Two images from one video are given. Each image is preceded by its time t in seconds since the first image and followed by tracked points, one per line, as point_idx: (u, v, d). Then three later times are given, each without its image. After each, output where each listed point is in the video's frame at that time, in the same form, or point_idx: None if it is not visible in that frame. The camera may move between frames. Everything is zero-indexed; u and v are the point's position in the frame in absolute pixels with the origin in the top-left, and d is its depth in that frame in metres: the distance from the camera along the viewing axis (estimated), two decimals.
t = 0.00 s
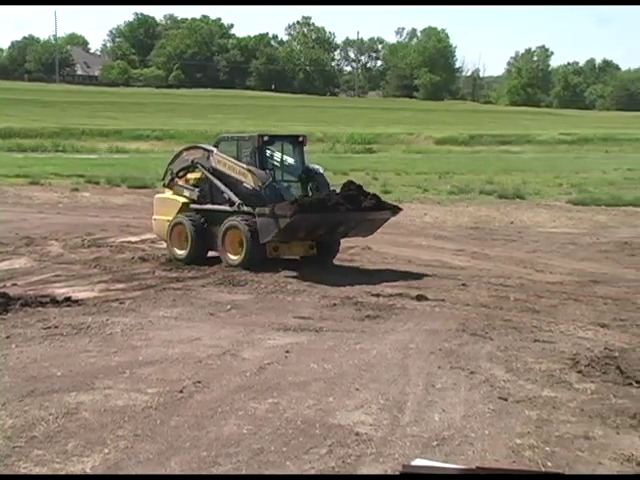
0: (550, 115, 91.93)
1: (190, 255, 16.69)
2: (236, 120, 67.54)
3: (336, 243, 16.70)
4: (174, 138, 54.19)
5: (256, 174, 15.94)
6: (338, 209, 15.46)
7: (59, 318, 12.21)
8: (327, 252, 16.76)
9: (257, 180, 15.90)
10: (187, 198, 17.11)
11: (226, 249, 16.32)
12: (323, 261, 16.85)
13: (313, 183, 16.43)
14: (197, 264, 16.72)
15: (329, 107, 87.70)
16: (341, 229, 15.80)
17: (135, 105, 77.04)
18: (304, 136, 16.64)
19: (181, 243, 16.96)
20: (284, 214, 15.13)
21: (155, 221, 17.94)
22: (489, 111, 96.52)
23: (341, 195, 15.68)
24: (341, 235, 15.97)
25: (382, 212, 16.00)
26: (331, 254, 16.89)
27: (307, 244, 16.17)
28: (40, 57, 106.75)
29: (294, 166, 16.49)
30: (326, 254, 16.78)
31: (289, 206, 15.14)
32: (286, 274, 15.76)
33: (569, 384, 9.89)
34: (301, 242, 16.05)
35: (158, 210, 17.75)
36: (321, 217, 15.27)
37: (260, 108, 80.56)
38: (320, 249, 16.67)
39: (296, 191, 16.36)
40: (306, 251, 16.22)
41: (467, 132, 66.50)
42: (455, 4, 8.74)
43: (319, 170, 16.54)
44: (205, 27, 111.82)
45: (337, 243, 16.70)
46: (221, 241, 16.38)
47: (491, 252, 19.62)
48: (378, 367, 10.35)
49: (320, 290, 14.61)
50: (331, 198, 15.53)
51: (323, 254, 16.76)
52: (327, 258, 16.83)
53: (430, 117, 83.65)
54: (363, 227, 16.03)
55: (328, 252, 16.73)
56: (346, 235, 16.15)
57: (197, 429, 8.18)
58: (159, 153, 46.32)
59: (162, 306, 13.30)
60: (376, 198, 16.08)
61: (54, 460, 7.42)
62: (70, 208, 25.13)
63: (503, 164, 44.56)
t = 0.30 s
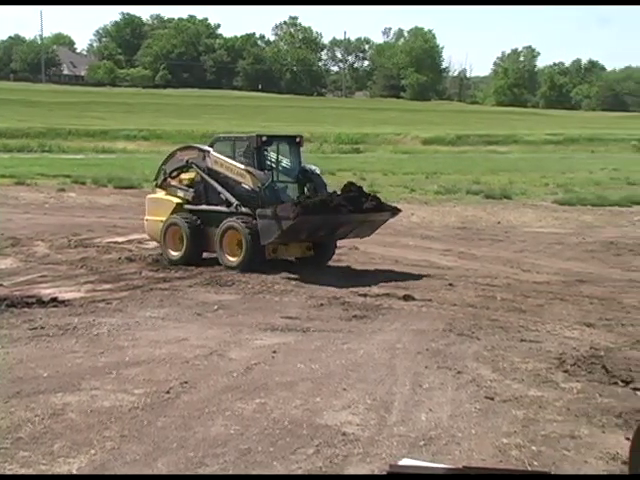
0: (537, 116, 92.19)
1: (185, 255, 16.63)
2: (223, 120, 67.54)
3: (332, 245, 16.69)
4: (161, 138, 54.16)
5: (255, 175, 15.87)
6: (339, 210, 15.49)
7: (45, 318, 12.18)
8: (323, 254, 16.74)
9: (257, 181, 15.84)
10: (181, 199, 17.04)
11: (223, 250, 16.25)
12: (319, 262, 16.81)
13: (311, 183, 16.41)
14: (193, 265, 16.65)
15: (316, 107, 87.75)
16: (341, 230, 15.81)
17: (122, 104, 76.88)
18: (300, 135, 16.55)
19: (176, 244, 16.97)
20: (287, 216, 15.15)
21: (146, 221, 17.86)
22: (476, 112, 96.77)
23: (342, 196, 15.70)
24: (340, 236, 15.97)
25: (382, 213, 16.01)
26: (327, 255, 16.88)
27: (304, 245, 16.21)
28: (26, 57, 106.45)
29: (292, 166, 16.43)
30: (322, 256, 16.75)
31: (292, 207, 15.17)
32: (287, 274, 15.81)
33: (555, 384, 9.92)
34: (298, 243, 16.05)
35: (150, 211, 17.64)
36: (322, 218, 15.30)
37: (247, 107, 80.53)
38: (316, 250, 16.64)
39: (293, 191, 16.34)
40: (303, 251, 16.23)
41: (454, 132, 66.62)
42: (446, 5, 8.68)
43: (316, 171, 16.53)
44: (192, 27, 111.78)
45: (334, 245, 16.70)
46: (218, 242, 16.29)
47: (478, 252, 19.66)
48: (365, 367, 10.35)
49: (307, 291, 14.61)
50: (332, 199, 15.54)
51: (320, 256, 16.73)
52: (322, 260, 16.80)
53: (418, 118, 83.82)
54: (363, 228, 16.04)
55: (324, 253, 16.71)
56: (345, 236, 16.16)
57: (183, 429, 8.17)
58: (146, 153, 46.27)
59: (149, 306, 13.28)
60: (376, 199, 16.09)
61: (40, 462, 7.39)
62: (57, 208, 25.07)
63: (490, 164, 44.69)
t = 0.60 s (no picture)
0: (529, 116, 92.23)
1: (188, 256, 16.54)
2: (214, 120, 67.51)
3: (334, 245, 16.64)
4: (152, 138, 54.07)
5: (261, 176, 15.79)
6: (345, 211, 15.35)
7: (36, 319, 12.15)
8: (325, 255, 16.73)
9: (261, 181, 15.78)
10: (181, 201, 16.95)
11: (228, 253, 16.10)
12: (320, 263, 16.82)
13: (313, 184, 16.45)
14: (197, 266, 16.58)
15: (307, 107, 87.78)
16: (347, 230, 15.67)
17: (113, 104, 76.81)
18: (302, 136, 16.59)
19: (177, 245, 16.88)
20: (295, 216, 15.18)
21: (145, 222, 17.75)
22: (466, 112, 96.82)
23: (349, 197, 15.56)
24: (346, 236, 15.85)
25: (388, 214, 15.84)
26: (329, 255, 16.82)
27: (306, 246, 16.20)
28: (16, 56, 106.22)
29: (294, 166, 16.45)
30: (324, 256, 16.74)
31: (300, 206, 15.20)
32: (291, 275, 15.81)
33: (546, 383, 9.94)
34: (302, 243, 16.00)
35: (149, 212, 17.52)
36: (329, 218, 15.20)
37: (238, 107, 80.48)
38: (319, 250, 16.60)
39: (295, 192, 16.35)
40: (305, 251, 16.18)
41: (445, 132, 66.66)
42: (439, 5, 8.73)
43: (317, 171, 16.55)
44: (183, 26, 111.57)
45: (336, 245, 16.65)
46: (222, 244, 16.16)
47: (469, 252, 19.69)
48: (357, 367, 10.36)
49: (299, 291, 14.61)
50: (338, 199, 15.43)
51: (322, 256, 16.71)
52: (324, 261, 16.79)
53: (409, 118, 83.89)
54: (369, 229, 15.88)
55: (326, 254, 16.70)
56: (349, 236, 16.04)
57: (175, 430, 8.16)
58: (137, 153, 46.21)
59: (140, 307, 13.25)
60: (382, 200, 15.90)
61: (31, 462, 7.37)
62: (47, 208, 25.03)
63: (481, 164, 44.75)
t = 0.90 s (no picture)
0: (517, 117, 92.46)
1: (190, 258, 16.48)
2: (203, 121, 67.46)
3: (338, 247, 16.65)
4: (141, 138, 54.02)
5: (266, 177, 15.65)
6: (352, 212, 15.40)
7: (24, 319, 12.11)
8: (327, 258, 16.72)
9: (266, 183, 15.66)
10: (183, 201, 16.83)
11: (231, 255, 15.99)
12: (323, 265, 16.79)
13: (317, 185, 16.24)
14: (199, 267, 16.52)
15: (296, 107, 87.79)
16: (352, 232, 15.73)
17: (102, 104, 76.69)
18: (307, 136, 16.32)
19: (178, 246, 16.80)
20: (301, 219, 15.14)
21: (145, 222, 17.64)
22: (455, 112, 96.94)
23: (355, 199, 15.61)
24: (351, 237, 15.91)
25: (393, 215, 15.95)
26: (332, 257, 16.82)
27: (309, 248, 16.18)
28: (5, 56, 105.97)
29: (298, 166, 16.24)
30: (327, 259, 16.73)
31: (307, 209, 15.13)
32: (295, 278, 15.77)
33: (535, 383, 9.97)
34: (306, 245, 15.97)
35: (149, 211, 17.42)
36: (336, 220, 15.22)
37: (228, 107, 80.43)
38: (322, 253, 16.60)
39: (300, 194, 16.20)
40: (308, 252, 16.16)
41: (434, 132, 66.72)
42: (430, 5, 8.75)
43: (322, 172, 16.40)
44: (172, 26, 111.37)
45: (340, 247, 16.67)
46: (225, 246, 16.04)
47: (458, 252, 19.73)
48: (346, 367, 10.35)
49: (288, 291, 14.60)
50: (345, 201, 15.46)
51: (325, 259, 16.70)
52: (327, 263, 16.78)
53: (399, 118, 83.94)
54: (374, 230, 15.98)
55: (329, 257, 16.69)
56: (354, 238, 16.10)
57: (164, 430, 8.15)
58: (126, 154, 46.14)
59: (130, 307, 13.22)
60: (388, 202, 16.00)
61: (20, 464, 7.35)
62: (36, 208, 25.00)
63: (470, 165, 44.81)
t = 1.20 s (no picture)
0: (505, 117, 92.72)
1: (191, 259, 16.42)
2: (191, 121, 67.40)
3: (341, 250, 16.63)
4: (128, 138, 53.93)
5: (271, 178, 15.62)
6: (359, 216, 15.37)
7: (11, 320, 12.07)
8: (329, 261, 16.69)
9: (270, 185, 15.61)
10: (184, 201, 16.78)
11: (234, 257, 15.93)
12: (325, 268, 16.75)
13: (321, 187, 16.30)
14: (200, 269, 16.45)
15: (284, 108, 87.79)
16: (358, 236, 15.73)
17: (89, 105, 76.50)
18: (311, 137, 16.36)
19: (178, 248, 16.74)
20: (307, 223, 15.04)
21: (145, 222, 17.59)
22: (443, 112, 97.13)
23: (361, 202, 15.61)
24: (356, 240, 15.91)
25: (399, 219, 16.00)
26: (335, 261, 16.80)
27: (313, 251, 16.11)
28: None
29: (302, 166, 16.21)
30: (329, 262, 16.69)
31: (313, 213, 15.04)
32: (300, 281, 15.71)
33: (522, 382, 10.00)
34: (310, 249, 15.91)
35: (149, 211, 17.36)
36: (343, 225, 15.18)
37: (215, 108, 80.36)
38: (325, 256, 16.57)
39: (304, 195, 16.20)
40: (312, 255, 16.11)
41: (422, 133, 66.82)
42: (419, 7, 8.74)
43: (326, 173, 16.42)
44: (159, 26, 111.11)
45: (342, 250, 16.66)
46: (228, 248, 15.96)
47: (445, 252, 19.77)
48: (334, 367, 10.36)
49: (276, 291, 14.60)
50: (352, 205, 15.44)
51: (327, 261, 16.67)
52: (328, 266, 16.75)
53: (387, 118, 84.03)
54: (379, 234, 16.01)
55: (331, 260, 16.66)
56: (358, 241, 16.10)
57: (152, 431, 8.13)
58: (113, 154, 46.07)
59: (117, 308, 13.19)
60: (393, 206, 16.06)
61: (6, 465, 7.32)
62: (23, 208, 24.94)
63: (457, 165, 44.92)
